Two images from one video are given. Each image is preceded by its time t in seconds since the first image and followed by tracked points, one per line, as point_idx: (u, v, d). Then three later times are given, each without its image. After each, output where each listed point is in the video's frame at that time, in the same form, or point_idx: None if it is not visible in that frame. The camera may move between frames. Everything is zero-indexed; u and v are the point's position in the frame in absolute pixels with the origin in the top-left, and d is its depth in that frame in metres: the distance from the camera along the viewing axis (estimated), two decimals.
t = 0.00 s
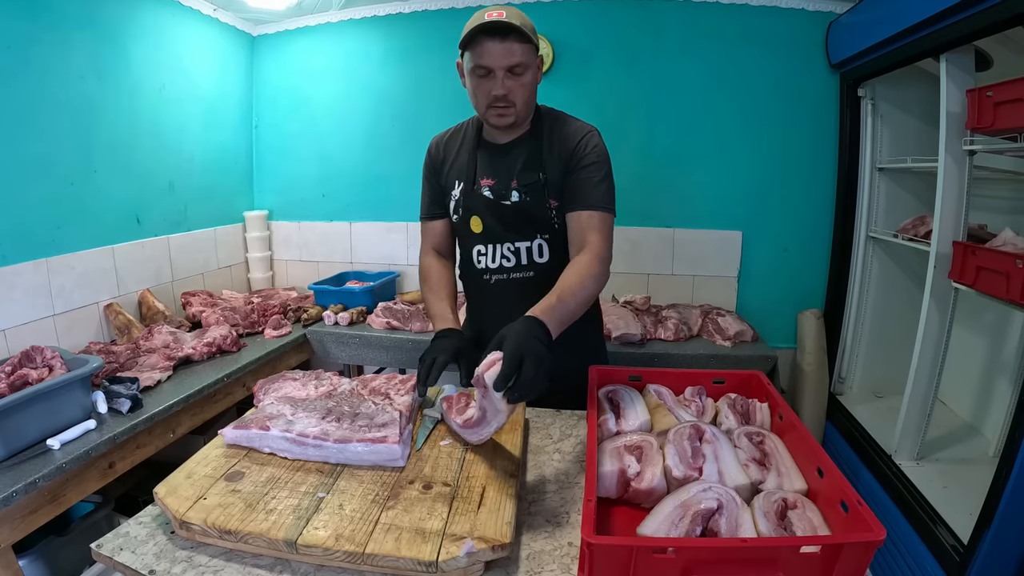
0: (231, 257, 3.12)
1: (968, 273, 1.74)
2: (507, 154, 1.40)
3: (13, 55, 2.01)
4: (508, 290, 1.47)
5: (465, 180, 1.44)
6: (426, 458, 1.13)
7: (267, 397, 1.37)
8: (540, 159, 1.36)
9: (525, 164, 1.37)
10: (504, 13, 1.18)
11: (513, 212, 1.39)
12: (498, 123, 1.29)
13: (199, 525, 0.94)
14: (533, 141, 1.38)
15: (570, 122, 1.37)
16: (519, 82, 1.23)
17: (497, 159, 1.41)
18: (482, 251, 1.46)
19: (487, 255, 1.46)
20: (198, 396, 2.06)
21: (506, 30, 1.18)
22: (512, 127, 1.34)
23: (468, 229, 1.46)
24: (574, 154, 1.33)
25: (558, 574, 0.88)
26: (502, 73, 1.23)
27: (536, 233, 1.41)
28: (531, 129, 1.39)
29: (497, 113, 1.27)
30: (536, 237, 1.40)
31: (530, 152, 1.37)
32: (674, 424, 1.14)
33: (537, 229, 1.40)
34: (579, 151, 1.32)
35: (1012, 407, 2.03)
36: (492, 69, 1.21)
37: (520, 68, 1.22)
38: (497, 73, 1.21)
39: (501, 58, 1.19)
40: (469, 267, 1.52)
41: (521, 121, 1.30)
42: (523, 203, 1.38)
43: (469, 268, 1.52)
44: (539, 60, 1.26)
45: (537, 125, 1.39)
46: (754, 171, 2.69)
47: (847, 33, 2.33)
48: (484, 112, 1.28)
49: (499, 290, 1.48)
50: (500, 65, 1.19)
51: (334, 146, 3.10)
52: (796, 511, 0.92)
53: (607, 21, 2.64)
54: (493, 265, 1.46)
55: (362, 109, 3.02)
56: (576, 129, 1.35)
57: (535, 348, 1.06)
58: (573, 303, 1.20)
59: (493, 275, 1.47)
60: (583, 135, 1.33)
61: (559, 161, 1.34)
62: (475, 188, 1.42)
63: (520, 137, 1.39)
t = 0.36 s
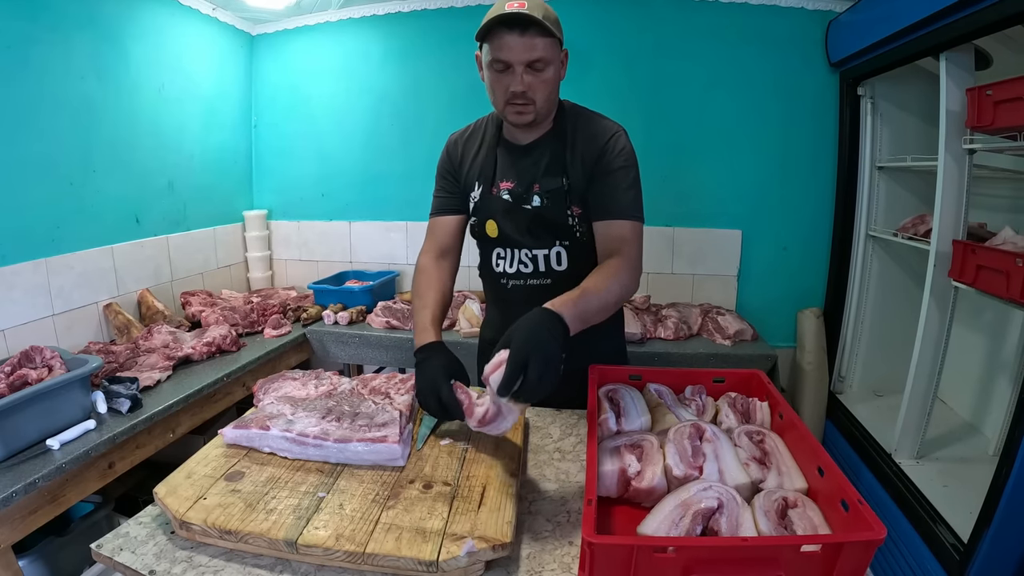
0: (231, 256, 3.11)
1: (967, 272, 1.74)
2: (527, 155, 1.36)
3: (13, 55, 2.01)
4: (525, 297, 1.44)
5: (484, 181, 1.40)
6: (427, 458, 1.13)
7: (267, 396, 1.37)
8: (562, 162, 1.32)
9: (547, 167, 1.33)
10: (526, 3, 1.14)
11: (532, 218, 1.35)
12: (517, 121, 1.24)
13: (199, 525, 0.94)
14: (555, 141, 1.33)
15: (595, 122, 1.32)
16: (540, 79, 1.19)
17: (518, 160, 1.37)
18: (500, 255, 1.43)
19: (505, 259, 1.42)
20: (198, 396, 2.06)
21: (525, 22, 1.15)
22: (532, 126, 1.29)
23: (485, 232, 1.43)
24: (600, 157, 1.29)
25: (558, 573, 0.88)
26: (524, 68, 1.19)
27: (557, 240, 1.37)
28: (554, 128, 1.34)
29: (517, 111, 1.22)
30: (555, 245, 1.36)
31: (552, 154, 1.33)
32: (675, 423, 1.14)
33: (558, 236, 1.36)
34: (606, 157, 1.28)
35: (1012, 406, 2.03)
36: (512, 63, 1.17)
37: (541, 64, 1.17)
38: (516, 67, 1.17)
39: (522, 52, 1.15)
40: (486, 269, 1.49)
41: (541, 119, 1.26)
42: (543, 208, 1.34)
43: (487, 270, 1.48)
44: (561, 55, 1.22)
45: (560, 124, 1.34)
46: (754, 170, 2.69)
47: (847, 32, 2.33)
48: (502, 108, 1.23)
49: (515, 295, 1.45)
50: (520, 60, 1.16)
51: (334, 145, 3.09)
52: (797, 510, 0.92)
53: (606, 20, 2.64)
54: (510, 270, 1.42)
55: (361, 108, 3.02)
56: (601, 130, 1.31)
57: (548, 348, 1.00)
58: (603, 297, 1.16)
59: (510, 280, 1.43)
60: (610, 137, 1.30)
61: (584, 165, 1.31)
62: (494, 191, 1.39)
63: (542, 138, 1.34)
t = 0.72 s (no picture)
0: (230, 257, 3.12)
1: (965, 271, 1.74)
2: (534, 156, 1.30)
3: (13, 56, 2.01)
4: (531, 302, 1.44)
5: (492, 182, 1.37)
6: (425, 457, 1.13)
7: (265, 396, 1.37)
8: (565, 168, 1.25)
9: (551, 172, 1.27)
10: None
11: (535, 226, 1.32)
12: (525, 121, 1.18)
13: (198, 524, 0.94)
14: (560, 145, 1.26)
15: (601, 124, 1.21)
16: (551, 77, 1.12)
17: (526, 162, 1.31)
18: (506, 260, 1.43)
19: (511, 265, 1.42)
20: (197, 396, 2.06)
21: (536, 16, 1.07)
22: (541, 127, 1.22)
23: (492, 236, 1.42)
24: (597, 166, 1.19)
25: (556, 572, 0.88)
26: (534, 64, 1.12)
27: (561, 249, 1.35)
28: (562, 128, 1.26)
29: (525, 110, 1.16)
30: (560, 255, 1.35)
31: (558, 159, 1.26)
32: (672, 422, 1.15)
33: (561, 245, 1.34)
34: (602, 163, 1.17)
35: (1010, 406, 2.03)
36: (521, 59, 1.10)
37: (552, 61, 1.10)
38: (525, 64, 1.10)
39: (532, 48, 1.08)
40: (493, 272, 1.49)
41: (551, 120, 1.18)
42: (546, 217, 1.30)
43: (494, 274, 1.49)
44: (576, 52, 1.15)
45: (568, 125, 1.25)
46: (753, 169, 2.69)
47: (845, 32, 2.33)
48: (511, 107, 1.17)
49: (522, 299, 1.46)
50: (529, 56, 1.09)
51: (333, 146, 3.10)
52: (794, 509, 0.92)
53: (605, 20, 2.64)
54: (517, 276, 1.42)
55: (361, 108, 3.02)
56: (607, 134, 1.20)
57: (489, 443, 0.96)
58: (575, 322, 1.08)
59: (517, 286, 1.44)
60: (612, 143, 1.18)
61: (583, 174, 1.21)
62: (500, 194, 1.35)
63: (551, 140, 1.27)
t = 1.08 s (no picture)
0: (229, 257, 3.12)
1: (963, 269, 1.74)
2: (546, 154, 1.26)
3: (12, 56, 2.01)
4: (535, 305, 1.44)
5: (502, 177, 1.33)
6: (421, 456, 1.13)
7: (263, 395, 1.37)
8: (577, 171, 1.21)
9: (562, 173, 1.23)
10: None
11: (544, 228, 1.30)
12: (544, 121, 1.13)
13: (195, 523, 0.94)
14: (574, 146, 1.21)
15: (619, 127, 1.17)
16: (574, 75, 1.07)
17: (538, 160, 1.27)
18: (512, 260, 1.43)
19: (518, 266, 1.42)
20: (196, 396, 2.07)
21: (561, 10, 1.02)
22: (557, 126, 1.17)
23: (501, 235, 1.43)
24: (611, 172, 1.15)
25: (551, 571, 0.88)
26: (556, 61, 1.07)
27: (569, 255, 1.33)
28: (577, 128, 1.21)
29: (545, 109, 1.11)
30: (568, 260, 1.33)
31: (570, 160, 1.22)
32: (668, 421, 1.15)
33: (570, 250, 1.32)
34: (616, 171, 1.14)
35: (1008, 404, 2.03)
36: (544, 56, 1.04)
37: (576, 58, 1.05)
38: (548, 61, 1.05)
39: (555, 44, 1.03)
40: (501, 274, 1.50)
41: (570, 120, 1.14)
42: (556, 221, 1.28)
43: (502, 275, 1.50)
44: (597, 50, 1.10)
45: (583, 125, 1.21)
46: (750, 168, 2.69)
47: (843, 31, 2.32)
48: (529, 106, 1.11)
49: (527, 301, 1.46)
50: (553, 54, 1.03)
51: (332, 146, 3.10)
52: (790, 508, 0.92)
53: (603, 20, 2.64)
54: (522, 278, 1.43)
55: (360, 108, 3.02)
56: (624, 139, 1.16)
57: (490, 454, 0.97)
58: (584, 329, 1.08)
59: (522, 287, 1.44)
60: (629, 149, 1.14)
61: (597, 180, 1.18)
62: (509, 191, 1.32)
63: (565, 139, 1.22)
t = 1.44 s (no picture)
0: (228, 256, 3.12)
1: (962, 268, 1.74)
2: (554, 157, 1.26)
3: (12, 56, 2.01)
4: (536, 307, 1.44)
5: (508, 180, 1.33)
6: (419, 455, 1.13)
7: (261, 394, 1.37)
8: (584, 175, 1.21)
9: (569, 177, 1.24)
10: None
11: (548, 231, 1.30)
12: (562, 122, 1.13)
13: (194, 522, 0.94)
14: (582, 150, 1.21)
15: (627, 132, 1.17)
16: (596, 76, 1.07)
17: (545, 163, 1.28)
18: (513, 263, 1.43)
19: (519, 269, 1.42)
20: (195, 395, 2.07)
21: (587, 10, 1.02)
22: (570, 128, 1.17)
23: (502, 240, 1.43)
24: (618, 178, 1.16)
25: (549, 569, 0.88)
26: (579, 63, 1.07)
27: (573, 258, 1.33)
28: (585, 131, 1.21)
29: (565, 111, 1.10)
30: (571, 264, 1.33)
31: (577, 163, 1.22)
32: (667, 420, 1.14)
33: (573, 254, 1.33)
34: (623, 178, 1.14)
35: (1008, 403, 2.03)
36: (569, 56, 1.04)
37: (599, 60, 1.05)
38: (573, 62, 1.04)
39: (583, 45, 1.03)
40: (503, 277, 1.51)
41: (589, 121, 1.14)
42: (560, 224, 1.28)
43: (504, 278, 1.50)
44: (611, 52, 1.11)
45: (592, 128, 1.21)
46: (750, 167, 2.69)
47: (842, 30, 2.32)
48: (549, 108, 1.11)
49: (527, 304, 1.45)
50: (578, 54, 1.03)
51: (332, 146, 3.10)
52: (788, 507, 0.92)
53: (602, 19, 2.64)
54: (524, 281, 1.43)
55: (359, 108, 3.02)
56: (632, 144, 1.16)
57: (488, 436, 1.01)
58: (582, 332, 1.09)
59: (523, 289, 1.44)
60: (637, 156, 1.14)
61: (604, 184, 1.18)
62: (514, 195, 1.33)
63: (573, 143, 1.22)
